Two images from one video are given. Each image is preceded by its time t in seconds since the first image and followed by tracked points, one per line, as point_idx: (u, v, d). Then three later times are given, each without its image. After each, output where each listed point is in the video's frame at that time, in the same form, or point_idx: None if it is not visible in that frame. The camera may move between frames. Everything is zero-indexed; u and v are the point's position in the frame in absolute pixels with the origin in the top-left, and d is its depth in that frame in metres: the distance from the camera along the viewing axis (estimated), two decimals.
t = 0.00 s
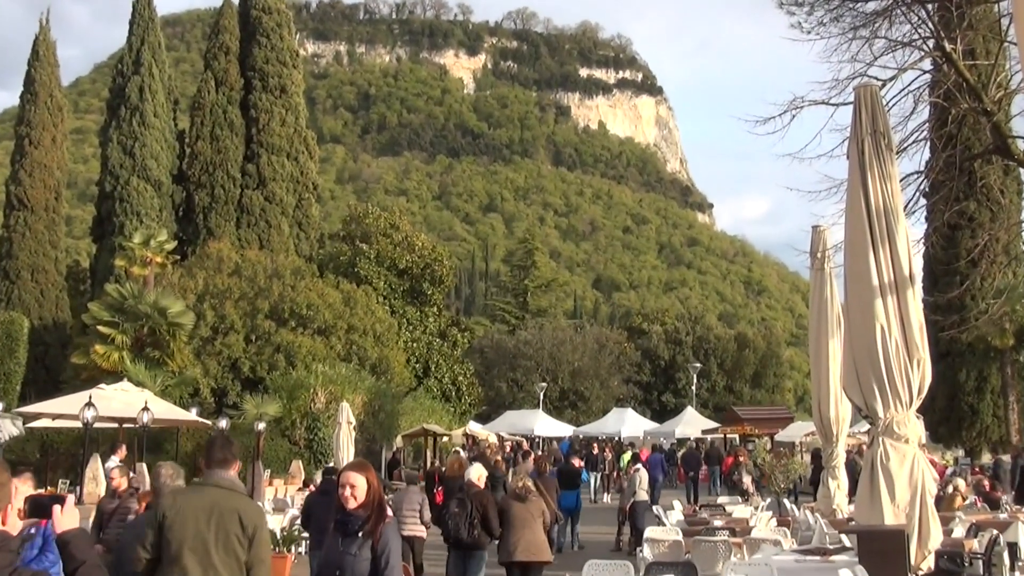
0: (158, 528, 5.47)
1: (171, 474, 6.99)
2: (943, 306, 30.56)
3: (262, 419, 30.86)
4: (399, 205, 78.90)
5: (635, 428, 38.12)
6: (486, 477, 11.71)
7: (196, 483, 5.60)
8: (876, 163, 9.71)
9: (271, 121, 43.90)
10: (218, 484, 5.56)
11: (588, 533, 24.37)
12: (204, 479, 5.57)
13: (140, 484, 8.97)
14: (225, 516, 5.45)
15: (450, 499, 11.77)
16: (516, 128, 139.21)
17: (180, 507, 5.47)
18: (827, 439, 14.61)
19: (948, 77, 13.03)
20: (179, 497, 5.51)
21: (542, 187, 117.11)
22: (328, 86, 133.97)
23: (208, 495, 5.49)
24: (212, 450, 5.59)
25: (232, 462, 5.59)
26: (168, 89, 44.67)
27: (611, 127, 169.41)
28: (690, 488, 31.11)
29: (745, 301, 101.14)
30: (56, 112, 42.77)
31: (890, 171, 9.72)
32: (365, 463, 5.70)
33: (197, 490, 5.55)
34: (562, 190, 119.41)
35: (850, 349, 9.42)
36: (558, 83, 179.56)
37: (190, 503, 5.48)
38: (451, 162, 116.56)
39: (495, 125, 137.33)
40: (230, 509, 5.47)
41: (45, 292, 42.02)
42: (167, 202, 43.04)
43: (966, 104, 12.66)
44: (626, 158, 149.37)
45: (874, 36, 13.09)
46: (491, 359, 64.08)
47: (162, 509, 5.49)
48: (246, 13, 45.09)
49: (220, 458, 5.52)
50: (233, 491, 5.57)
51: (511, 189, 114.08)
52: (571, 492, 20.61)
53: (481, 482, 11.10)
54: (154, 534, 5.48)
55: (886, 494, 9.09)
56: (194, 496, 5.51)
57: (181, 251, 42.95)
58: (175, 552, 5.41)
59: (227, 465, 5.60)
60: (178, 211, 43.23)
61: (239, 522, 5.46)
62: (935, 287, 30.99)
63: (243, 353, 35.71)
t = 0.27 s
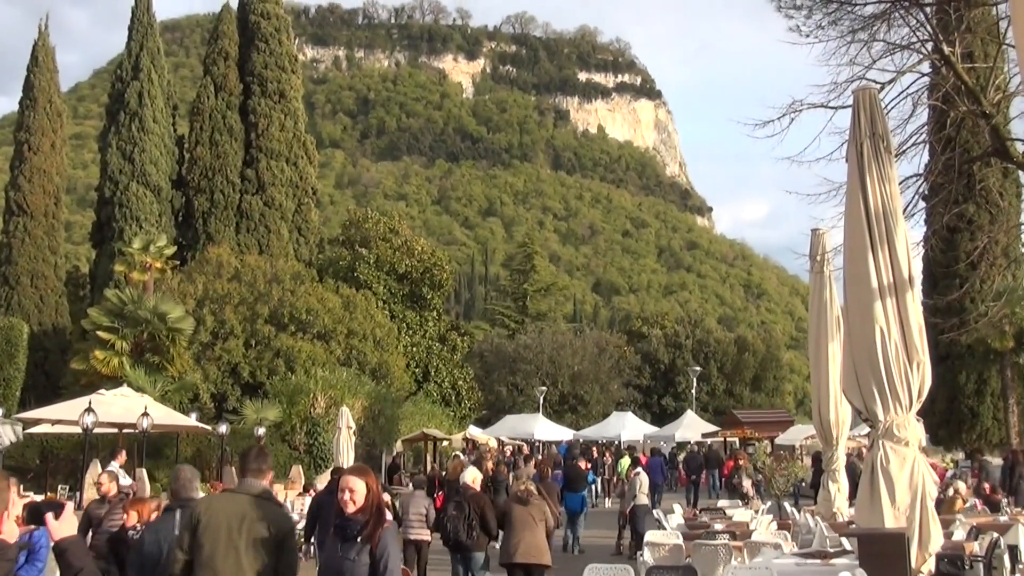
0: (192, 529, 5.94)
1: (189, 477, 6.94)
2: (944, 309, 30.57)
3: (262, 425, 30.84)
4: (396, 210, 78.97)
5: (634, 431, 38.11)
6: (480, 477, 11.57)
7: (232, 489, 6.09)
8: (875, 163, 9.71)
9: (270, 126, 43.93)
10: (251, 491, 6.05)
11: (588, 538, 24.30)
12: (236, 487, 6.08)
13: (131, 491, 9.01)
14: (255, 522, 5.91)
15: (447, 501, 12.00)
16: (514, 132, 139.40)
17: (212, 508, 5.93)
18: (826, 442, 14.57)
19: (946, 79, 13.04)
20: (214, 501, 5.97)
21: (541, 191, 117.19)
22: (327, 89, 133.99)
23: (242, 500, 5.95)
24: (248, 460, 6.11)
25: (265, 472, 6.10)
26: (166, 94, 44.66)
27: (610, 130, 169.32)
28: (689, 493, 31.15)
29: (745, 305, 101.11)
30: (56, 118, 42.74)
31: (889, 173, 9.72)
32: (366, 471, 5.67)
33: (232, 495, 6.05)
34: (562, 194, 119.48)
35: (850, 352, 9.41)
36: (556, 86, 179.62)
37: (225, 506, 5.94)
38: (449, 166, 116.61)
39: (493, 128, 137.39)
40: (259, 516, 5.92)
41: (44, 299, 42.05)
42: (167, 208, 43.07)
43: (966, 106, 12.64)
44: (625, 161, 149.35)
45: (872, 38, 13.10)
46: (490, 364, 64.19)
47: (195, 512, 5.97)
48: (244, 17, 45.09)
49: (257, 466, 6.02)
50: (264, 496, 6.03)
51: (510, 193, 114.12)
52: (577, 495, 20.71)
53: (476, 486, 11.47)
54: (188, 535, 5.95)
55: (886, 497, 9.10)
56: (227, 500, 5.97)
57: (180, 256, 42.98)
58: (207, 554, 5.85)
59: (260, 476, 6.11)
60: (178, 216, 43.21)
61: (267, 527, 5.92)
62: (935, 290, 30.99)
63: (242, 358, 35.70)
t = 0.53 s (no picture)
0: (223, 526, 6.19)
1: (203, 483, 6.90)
2: (942, 312, 30.56)
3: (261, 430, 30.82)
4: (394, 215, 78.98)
5: (633, 435, 38.09)
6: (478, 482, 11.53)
7: (256, 488, 6.37)
8: (874, 167, 9.71)
9: (268, 131, 43.94)
10: (278, 489, 6.33)
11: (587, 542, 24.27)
12: (262, 487, 6.34)
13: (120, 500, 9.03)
14: (283, 520, 6.19)
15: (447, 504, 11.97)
16: (513, 136, 139.47)
17: (242, 506, 6.21)
18: (824, 444, 14.77)
19: (944, 83, 13.03)
20: (243, 500, 6.23)
21: (540, 195, 117.22)
22: (325, 94, 134.00)
23: (269, 498, 6.24)
24: (270, 461, 6.42)
25: (288, 471, 6.39)
26: (164, 99, 44.65)
27: (609, 134, 169.34)
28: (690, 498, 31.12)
29: (744, 309, 101.12)
30: (54, 123, 42.71)
31: (887, 177, 9.72)
32: (366, 475, 5.67)
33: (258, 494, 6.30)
34: (561, 198, 119.53)
35: (850, 357, 9.40)
36: (554, 90, 179.71)
37: (251, 504, 6.21)
38: (447, 170, 116.61)
39: (492, 133, 137.41)
40: (288, 514, 6.21)
41: (43, 304, 42.01)
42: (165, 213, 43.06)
43: (964, 110, 12.64)
44: (624, 165, 149.38)
45: (870, 42, 13.09)
46: (489, 368, 64.17)
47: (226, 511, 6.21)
48: (242, 22, 45.10)
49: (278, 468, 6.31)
50: (289, 495, 6.31)
51: (509, 197, 114.18)
52: (581, 499, 21.09)
53: (474, 490, 11.49)
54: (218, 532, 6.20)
55: (885, 501, 9.10)
56: (256, 497, 6.25)
57: (178, 261, 42.96)
58: (237, 549, 6.12)
59: (282, 475, 6.41)
60: (176, 221, 43.17)
61: (294, 524, 6.19)
62: (933, 293, 31.00)
63: (241, 363, 35.64)
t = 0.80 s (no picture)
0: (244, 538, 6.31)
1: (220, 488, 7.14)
2: (941, 317, 30.57)
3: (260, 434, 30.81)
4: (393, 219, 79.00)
5: (632, 439, 38.08)
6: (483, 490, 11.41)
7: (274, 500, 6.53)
8: (872, 171, 9.71)
9: (267, 134, 43.97)
10: (294, 501, 6.51)
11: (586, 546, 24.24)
12: (281, 498, 6.52)
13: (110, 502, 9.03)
14: (301, 527, 6.33)
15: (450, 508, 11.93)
16: (512, 140, 139.60)
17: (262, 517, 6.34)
18: (823, 449, 14.66)
19: (942, 87, 13.04)
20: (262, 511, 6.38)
21: (539, 200, 117.27)
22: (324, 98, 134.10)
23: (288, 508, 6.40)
24: (286, 475, 6.63)
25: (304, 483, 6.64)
26: (163, 103, 44.65)
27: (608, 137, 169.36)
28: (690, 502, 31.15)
29: (743, 313, 101.15)
30: (53, 127, 42.70)
31: (885, 182, 9.72)
32: (365, 481, 5.62)
33: (277, 505, 6.49)
34: (560, 202, 119.58)
35: (847, 361, 9.42)
36: (553, 95, 179.83)
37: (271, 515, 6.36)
38: (446, 174, 116.64)
39: (491, 137, 137.45)
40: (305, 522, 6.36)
41: (41, 308, 41.99)
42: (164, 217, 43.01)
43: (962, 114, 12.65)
44: (623, 169, 149.40)
45: (868, 47, 13.10)
46: (488, 372, 64.16)
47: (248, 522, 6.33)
48: (241, 26, 45.12)
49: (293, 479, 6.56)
50: (304, 506, 6.51)
51: (508, 201, 114.21)
52: (586, 503, 20.99)
53: (479, 496, 11.45)
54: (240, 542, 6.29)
55: (884, 506, 9.10)
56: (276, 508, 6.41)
57: (177, 265, 42.97)
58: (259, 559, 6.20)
59: (298, 487, 6.63)
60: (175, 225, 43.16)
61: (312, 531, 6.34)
62: (932, 297, 31.01)
63: (240, 367, 35.60)
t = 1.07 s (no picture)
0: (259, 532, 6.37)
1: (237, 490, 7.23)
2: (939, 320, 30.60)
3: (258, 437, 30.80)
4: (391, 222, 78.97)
5: (631, 442, 38.06)
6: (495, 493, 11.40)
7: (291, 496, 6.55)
8: (871, 175, 9.72)
9: (265, 138, 43.97)
10: (308, 495, 6.51)
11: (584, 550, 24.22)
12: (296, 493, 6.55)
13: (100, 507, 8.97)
14: (314, 522, 6.36)
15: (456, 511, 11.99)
16: (510, 144, 139.65)
17: (277, 513, 6.38)
18: (822, 453, 14.66)
19: (941, 91, 13.06)
20: (275, 507, 6.42)
21: (538, 203, 117.31)
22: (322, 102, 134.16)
23: (301, 503, 6.42)
24: (302, 469, 6.64)
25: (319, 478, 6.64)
26: (162, 106, 44.63)
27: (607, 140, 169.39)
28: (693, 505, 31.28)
29: (741, 316, 101.24)
30: (52, 130, 42.67)
31: (884, 186, 9.72)
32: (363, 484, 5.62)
33: (290, 500, 6.49)
34: (558, 206, 119.65)
35: (846, 365, 9.42)
36: (552, 98, 180.00)
37: (285, 511, 6.39)
38: (445, 178, 116.66)
39: (489, 140, 137.49)
40: (318, 515, 6.40)
41: (39, 312, 41.98)
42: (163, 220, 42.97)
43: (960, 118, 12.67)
44: (622, 172, 149.45)
45: (867, 50, 13.12)
46: (486, 375, 64.15)
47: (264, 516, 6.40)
48: (239, 29, 45.12)
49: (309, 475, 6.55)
50: (320, 500, 6.52)
51: (506, 204, 114.23)
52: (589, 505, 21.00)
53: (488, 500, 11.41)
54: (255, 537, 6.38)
55: (882, 509, 9.11)
56: (288, 504, 6.44)
57: (176, 268, 42.96)
58: (273, 554, 6.28)
59: (314, 482, 6.62)
60: (174, 228, 43.14)
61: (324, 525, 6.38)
62: (930, 300, 31.03)
63: (238, 371, 35.57)
